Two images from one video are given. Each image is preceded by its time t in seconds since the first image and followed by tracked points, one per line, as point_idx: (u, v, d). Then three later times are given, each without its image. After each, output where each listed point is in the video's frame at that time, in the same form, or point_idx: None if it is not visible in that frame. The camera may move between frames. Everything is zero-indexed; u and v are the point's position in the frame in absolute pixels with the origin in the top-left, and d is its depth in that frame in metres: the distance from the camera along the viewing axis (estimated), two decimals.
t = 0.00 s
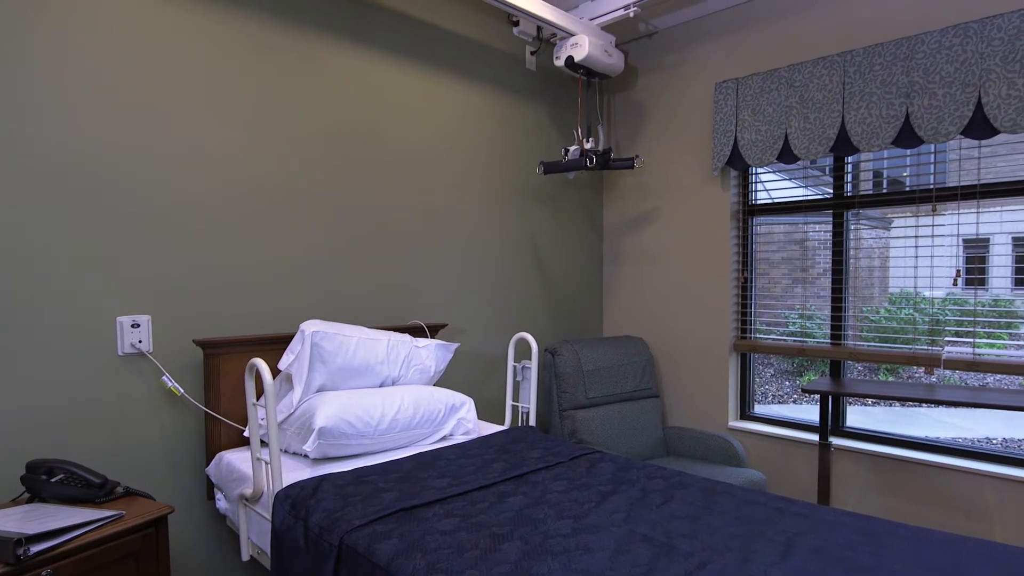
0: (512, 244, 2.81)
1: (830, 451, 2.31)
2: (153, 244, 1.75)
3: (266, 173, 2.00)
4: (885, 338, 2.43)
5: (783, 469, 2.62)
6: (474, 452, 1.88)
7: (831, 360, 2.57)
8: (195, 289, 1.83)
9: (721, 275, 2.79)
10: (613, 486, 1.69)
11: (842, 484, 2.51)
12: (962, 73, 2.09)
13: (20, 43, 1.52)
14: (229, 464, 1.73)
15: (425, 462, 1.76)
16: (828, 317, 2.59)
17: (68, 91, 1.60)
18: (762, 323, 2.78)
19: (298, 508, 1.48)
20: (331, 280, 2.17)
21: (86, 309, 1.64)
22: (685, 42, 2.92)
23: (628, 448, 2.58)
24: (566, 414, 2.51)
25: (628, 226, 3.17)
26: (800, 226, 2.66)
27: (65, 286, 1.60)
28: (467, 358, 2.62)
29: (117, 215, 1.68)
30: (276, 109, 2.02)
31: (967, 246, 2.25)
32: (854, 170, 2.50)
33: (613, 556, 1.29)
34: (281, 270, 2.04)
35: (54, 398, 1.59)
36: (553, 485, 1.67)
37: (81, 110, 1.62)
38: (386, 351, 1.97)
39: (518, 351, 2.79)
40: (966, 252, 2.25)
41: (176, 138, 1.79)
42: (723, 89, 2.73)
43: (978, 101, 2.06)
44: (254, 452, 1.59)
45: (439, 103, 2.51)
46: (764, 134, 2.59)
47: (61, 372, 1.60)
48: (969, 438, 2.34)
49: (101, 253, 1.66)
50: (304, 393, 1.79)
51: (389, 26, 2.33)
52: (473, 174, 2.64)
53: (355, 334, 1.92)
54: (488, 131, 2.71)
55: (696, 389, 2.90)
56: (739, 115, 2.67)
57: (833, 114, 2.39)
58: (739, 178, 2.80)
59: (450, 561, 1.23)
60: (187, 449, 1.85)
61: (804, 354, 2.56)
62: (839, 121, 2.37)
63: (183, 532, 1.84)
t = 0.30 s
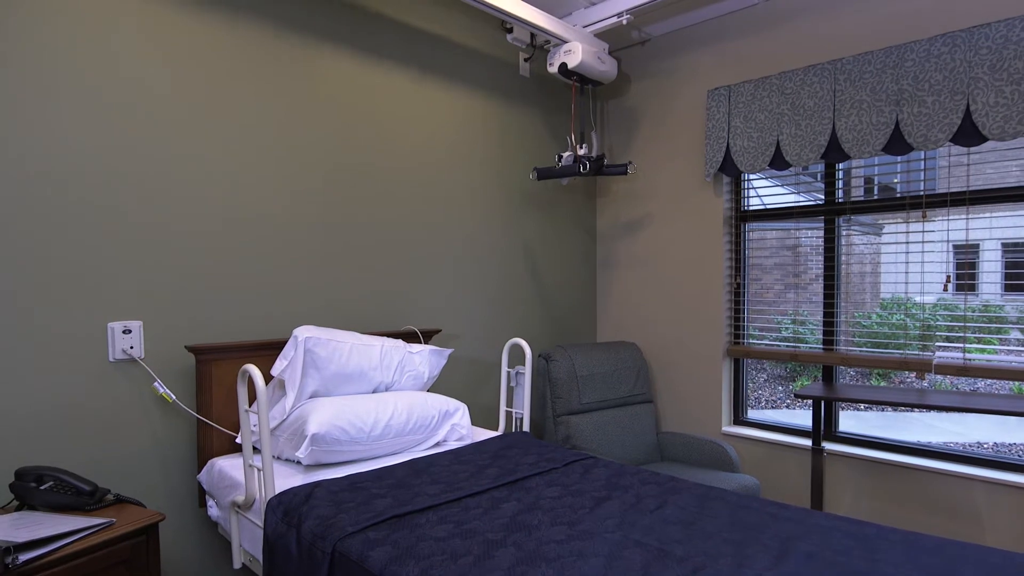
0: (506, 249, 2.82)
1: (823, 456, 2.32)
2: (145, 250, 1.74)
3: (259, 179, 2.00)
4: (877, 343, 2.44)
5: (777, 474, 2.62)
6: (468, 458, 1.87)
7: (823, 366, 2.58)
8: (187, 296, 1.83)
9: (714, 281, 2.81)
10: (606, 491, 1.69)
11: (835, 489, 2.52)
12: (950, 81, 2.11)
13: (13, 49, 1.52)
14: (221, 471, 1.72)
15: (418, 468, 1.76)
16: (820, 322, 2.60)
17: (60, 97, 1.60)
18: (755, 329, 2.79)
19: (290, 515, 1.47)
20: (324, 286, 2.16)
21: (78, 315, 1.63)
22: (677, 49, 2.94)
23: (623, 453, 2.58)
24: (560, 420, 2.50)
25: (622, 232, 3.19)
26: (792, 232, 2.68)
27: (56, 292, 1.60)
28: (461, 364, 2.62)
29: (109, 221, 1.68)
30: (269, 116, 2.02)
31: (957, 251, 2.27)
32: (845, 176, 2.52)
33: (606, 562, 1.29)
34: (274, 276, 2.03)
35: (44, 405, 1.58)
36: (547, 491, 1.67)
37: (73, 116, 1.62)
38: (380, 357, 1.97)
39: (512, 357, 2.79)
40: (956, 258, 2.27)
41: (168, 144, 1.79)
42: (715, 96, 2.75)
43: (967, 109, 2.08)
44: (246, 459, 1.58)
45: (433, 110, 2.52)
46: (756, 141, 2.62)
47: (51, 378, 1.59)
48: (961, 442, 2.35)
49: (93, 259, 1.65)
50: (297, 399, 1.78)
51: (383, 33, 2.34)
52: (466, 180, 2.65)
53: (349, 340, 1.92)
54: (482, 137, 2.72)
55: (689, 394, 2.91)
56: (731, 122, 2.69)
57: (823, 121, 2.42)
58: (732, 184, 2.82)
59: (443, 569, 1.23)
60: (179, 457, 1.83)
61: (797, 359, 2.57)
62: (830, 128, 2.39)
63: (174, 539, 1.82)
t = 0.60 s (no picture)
0: (503, 254, 2.82)
1: (819, 461, 2.32)
2: (141, 254, 1.74)
3: (256, 183, 2.00)
4: (872, 348, 2.45)
5: (773, 479, 2.63)
6: (464, 463, 1.87)
7: (819, 370, 2.59)
8: (183, 300, 1.82)
9: (710, 285, 2.81)
10: (603, 497, 1.69)
11: (832, 494, 2.52)
12: (944, 88, 2.13)
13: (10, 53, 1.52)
14: (216, 476, 1.71)
15: (415, 473, 1.75)
16: (816, 327, 2.61)
17: (57, 101, 1.60)
18: (751, 333, 2.80)
19: (286, 521, 1.46)
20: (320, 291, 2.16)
21: (73, 320, 1.63)
22: (673, 55, 2.95)
23: (619, 458, 2.58)
24: (557, 425, 2.50)
25: (618, 237, 3.19)
26: (788, 237, 2.69)
27: (51, 295, 1.59)
28: (457, 369, 2.62)
29: (107, 224, 1.68)
30: (266, 121, 2.02)
31: (952, 257, 2.28)
32: (840, 182, 2.54)
33: (602, 568, 1.29)
34: (271, 280, 2.03)
35: (38, 409, 1.57)
36: (544, 496, 1.67)
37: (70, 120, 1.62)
38: (376, 362, 1.97)
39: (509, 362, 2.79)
40: (951, 263, 2.28)
41: (165, 148, 1.79)
42: (711, 102, 2.76)
43: (960, 116, 2.10)
44: (242, 465, 1.57)
45: (430, 115, 2.53)
46: (751, 147, 2.63)
47: (46, 383, 1.58)
48: (956, 447, 2.36)
49: (88, 263, 1.65)
50: (293, 404, 1.78)
51: (381, 39, 2.35)
52: (463, 184, 2.65)
53: (345, 345, 1.92)
54: (479, 142, 2.72)
55: (686, 399, 2.91)
56: (726, 128, 2.71)
57: (818, 127, 2.43)
58: (728, 190, 2.83)
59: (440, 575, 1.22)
60: (174, 462, 1.83)
61: (793, 364, 2.58)
62: (825, 134, 2.41)
63: (168, 545, 1.81)
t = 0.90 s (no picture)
0: (501, 258, 2.82)
1: (817, 465, 2.32)
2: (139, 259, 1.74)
3: (254, 188, 2.00)
4: (870, 352, 2.45)
5: (771, 483, 2.63)
6: (463, 468, 1.87)
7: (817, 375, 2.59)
8: (181, 304, 1.82)
9: (707, 290, 2.82)
10: (602, 502, 1.69)
11: (830, 498, 2.52)
12: (940, 93, 2.14)
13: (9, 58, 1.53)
14: (213, 481, 1.71)
15: (412, 478, 1.75)
16: (813, 331, 2.62)
17: (56, 106, 1.60)
18: (749, 338, 2.80)
19: (284, 526, 1.46)
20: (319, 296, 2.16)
21: (71, 324, 1.63)
22: (670, 61, 2.97)
23: (618, 463, 2.58)
24: (555, 430, 2.50)
25: (616, 242, 3.20)
26: (785, 241, 2.70)
27: (48, 300, 1.59)
28: (455, 373, 2.62)
29: (105, 228, 1.68)
30: (265, 125, 2.02)
31: (948, 261, 2.29)
32: (837, 186, 2.55)
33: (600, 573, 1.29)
34: (268, 285, 2.03)
35: (35, 414, 1.57)
36: (542, 501, 1.66)
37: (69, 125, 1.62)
38: (374, 367, 1.96)
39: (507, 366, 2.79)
40: (948, 267, 2.29)
41: (163, 153, 1.79)
42: (709, 107, 2.77)
43: (956, 121, 2.11)
44: (239, 470, 1.57)
45: (429, 119, 2.53)
46: (749, 151, 2.64)
47: (43, 387, 1.58)
48: (954, 451, 2.36)
49: (86, 267, 1.65)
50: (291, 409, 1.77)
51: (379, 44, 2.36)
52: (461, 189, 2.66)
53: (343, 350, 1.91)
54: (477, 147, 2.73)
55: (684, 404, 2.91)
56: (724, 133, 2.72)
57: (815, 132, 2.44)
58: (725, 194, 2.84)
59: None
60: (171, 467, 1.82)
61: (791, 368, 2.58)
62: (822, 139, 2.42)
63: (165, 550, 1.80)
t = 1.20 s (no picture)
0: (498, 262, 2.82)
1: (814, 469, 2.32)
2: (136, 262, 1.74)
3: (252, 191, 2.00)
4: (866, 356, 2.46)
5: (768, 487, 2.63)
6: (459, 472, 1.87)
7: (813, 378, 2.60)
8: (178, 308, 1.82)
9: (704, 293, 2.82)
10: (598, 505, 1.69)
11: (826, 502, 2.53)
12: (935, 98, 2.15)
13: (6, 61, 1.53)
14: (209, 485, 1.70)
15: (409, 482, 1.75)
16: (810, 334, 2.62)
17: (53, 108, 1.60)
18: (745, 341, 2.80)
19: (280, 531, 1.45)
20: (315, 299, 2.16)
21: (67, 327, 1.62)
22: (666, 65, 2.98)
23: (615, 467, 2.58)
24: (552, 434, 2.50)
25: (613, 245, 3.20)
26: (781, 245, 2.70)
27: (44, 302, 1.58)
28: (452, 377, 2.61)
29: (102, 230, 1.68)
30: (262, 128, 2.02)
31: (944, 265, 2.30)
32: (833, 190, 2.56)
33: None
34: (266, 288, 2.03)
35: (30, 417, 1.56)
36: (539, 505, 1.66)
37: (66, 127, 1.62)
38: (371, 371, 1.96)
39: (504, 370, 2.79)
40: (943, 271, 2.30)
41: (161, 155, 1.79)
42: (705, 111, 2.78)
43: (951, 126, 2.12)
44: (235, 474, 1.56)
45: (426, 123, 2.54)
46: (745, 156, 2.65)
47: (37, 391, 1.57)
48: (950, 455, 2.37)
49: (82, 270, 1.65)
50: (287, 413, 1.77)
51: (377, 48, 2.36)
52: (458, 192, 2.66)
53: (339, 353, 1.91)
54: (474, 151, 2.73)
55: (681, 407, 2.91)
56: (720, 137, 2.73)
57: (811, 136, 2.45)
58: (722, 198, 2.85)
59: None
60: (167, 470, 1.81)
61: (787, 371, 2.59)
62: (817, 144, 2.43)
63: (160, 555, 1.80)
